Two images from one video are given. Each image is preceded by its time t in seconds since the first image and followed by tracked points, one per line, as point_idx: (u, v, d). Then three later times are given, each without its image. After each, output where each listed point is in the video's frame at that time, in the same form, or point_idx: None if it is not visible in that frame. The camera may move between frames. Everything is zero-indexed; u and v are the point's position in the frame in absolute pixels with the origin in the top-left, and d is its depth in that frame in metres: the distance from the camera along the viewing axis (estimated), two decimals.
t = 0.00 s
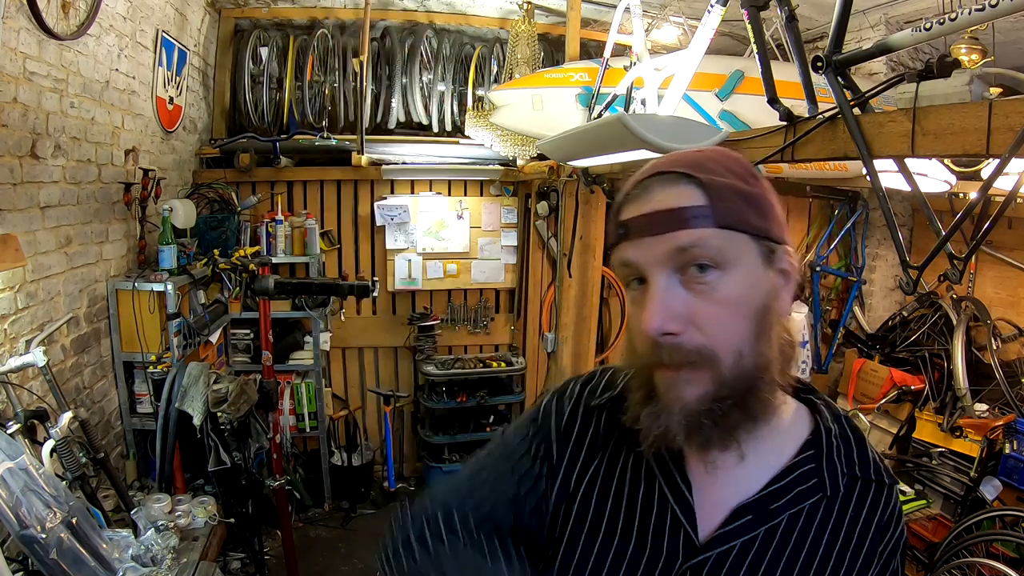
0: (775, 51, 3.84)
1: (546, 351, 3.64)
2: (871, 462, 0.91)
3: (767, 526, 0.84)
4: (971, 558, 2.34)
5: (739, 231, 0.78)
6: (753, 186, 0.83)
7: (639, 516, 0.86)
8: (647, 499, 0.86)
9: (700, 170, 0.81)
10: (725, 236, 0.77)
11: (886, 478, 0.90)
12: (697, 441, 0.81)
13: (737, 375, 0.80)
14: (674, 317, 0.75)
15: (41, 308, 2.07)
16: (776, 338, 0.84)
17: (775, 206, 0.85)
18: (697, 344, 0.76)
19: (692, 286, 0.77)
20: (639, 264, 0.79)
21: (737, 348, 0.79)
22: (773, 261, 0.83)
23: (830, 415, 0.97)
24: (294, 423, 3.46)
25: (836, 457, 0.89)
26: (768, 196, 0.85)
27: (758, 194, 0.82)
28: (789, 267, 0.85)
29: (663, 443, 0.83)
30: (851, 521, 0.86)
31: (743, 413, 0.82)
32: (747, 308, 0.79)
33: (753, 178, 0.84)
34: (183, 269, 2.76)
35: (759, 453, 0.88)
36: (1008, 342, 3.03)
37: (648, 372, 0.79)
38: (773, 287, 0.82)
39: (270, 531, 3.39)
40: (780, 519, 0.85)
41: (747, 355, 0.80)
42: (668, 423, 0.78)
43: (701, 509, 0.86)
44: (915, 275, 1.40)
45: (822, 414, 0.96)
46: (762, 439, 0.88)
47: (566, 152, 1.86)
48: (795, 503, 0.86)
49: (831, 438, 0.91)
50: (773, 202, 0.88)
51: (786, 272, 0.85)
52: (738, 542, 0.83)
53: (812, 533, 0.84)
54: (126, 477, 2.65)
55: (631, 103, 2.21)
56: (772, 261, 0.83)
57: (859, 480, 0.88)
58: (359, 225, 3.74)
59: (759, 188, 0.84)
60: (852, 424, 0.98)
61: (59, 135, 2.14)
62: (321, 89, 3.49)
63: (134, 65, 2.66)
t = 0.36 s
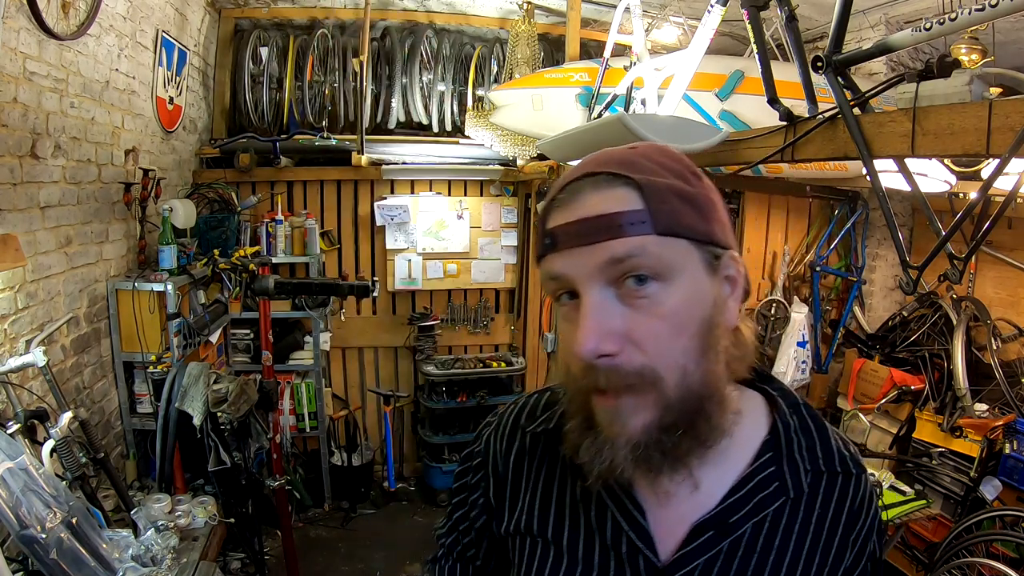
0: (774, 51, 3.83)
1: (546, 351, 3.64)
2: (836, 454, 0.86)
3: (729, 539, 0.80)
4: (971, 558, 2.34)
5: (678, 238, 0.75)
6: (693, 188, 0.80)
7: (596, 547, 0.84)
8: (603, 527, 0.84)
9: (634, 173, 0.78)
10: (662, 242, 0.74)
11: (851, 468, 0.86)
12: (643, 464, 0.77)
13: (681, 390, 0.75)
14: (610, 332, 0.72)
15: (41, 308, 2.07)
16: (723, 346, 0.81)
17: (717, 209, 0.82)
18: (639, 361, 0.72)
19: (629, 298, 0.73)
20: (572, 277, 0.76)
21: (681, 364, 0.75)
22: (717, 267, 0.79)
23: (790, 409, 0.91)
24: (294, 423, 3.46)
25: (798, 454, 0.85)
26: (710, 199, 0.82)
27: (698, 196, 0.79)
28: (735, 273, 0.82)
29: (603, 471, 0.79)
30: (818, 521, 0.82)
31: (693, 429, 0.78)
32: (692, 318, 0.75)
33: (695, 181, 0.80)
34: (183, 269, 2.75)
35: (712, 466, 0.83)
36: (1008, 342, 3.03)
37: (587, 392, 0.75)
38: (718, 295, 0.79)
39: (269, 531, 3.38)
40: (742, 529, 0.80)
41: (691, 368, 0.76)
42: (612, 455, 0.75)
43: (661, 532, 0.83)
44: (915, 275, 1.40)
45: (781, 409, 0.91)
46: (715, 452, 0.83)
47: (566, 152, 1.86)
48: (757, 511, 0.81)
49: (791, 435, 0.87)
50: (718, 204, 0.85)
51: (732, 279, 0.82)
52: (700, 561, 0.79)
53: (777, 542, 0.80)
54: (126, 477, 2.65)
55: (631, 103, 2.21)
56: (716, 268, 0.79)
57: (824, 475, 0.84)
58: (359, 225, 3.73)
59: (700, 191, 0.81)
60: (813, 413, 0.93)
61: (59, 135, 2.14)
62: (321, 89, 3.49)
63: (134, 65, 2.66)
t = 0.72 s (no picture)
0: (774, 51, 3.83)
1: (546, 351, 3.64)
2: (793, 475, 0.72)
3: (650, 532, 0.74)
4: (971, 558, 2.34)
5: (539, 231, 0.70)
6: (581, 182, 0.69)
7: (543, 519, 0.84)
8: (552, 501, 0.84)
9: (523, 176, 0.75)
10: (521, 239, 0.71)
11: (816, 498, 0.71)
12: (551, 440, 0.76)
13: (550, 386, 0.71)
14: (487, 318, 0.73)
15: (41, 308, 2.07)
16: (616, 347, 0.71)
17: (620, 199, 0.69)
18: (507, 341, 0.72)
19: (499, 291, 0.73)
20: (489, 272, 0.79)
21: (535, 351, 0.70)
22: (592, 260, 0.69)
23: (758, 418, 0.77)
24: (294, 423, 3.46)
25: (747, 465, 0.73)
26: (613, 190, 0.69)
27: (580, 192, 0.69)
28: (626, 265, 0.69)
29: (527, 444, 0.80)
30: (753, 545, 0.70)
31: (579, 423, 0.75)
32: (546, 311, 0.69)
33: (587, 172, 0.70)
34: (183, 269, 2.76)
35: (644, 458, 0.77)
36: (1008, 342, 3.03)
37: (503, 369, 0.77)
38: (588, 290, 0.69)
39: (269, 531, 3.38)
40: (664, 527, 0.74)
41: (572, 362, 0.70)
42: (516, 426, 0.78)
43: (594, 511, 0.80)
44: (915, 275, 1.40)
45: (745, 414, 0.78)
46: (644, 447, 0.77)
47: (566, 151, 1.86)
48: (685, 513, 0.73)
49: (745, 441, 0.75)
50: (643, 190, 0.71)
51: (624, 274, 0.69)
52: (620, 544, 0.75)
53: (698, 552, 0.71)
54: (126, 477, 2.65)
55: (631, 103, 2.21)
56: (603, 263, 0.69)
57: (771, 496, 0.72)
58: (359, 225, 3.73)
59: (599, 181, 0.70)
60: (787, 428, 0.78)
61: (59, 135, 2.14)
62: (321, 89, 3.49)
63: (134, 65, 2.66)
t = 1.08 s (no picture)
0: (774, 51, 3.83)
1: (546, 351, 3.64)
2: (684, 457, 0.72)
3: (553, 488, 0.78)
4: (971, 558, 2.34)
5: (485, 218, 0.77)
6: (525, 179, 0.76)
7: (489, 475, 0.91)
8: (499, 461, 0.90)
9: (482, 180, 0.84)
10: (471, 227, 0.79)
11: (702, 482, 0.70)
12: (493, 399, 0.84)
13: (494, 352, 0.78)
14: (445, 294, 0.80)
15: (41, 308, 2.07)
16: (548, 321, 0.76)
17: (561, 194, 0.75)
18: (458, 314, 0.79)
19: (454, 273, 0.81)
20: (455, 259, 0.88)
21: (479, 319, 0.77)
22: (530, 243, 0.75)
23: (671, 402, 0.78)
24: (294, 423, 3.46)
25: (646, 441, 0.75)
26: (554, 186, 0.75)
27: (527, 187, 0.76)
28: (560, 249, 0.74)
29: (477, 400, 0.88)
30: (633, 513, 0.71)
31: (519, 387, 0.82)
32: (489, 284, 0.76)
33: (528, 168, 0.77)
34: (183, 269, 2.76)
35: (568, 425, 0.82)
36: (1008, 342, 3.03)
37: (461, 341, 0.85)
38: (525, 267, 0.75)
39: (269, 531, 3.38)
40: (567, 487, 0.77)
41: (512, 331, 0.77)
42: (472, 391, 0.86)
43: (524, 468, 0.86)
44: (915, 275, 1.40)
45: (658, 396, 0.79)
46: (567, 415, 0.82)
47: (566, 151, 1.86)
48: (584, 476, 0.76)
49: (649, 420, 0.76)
50: (582, 186, 0.76)
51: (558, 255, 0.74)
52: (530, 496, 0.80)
53: (586, 511, 0.74)
54: (126, 477, 2.65)
55: (631, 103, 2.21)
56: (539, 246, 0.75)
57: (659, 473, 0.72)
58: (359, 225, 3.73)
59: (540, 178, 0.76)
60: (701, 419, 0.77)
61: (59, 135, 2.14)
62: (321, 89, 3.49)
63: (134, 65, 2.66)
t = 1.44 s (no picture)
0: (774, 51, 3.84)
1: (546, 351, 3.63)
2: (649, 443, 0.80)
3: (531, 471, 0.87)
4: (970, 558, 2.34)
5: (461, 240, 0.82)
6: (499, 201, 0.81)
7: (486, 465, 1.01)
8: (494, 451, 1.00)
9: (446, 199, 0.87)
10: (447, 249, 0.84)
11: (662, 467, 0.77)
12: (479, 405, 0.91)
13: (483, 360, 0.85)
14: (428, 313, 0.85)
15: (41, 308, 2.07)
16: (529, 329, 0.84)
17: (533, 210, 0.82)
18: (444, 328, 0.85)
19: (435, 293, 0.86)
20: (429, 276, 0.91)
21: (468, 335, 0.83)
22: (507, 261, 0.81)
23: (642, 393, 0.87)
24: (294, 423, 3.46)
25: (615, 429, 0.83)
26: (525, 204, 0.81)
27: (502, 207, 0.81)
28: (535, 263, 0.81)
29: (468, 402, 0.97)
30: (601, 492, 0.80)
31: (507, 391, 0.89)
32: (472, 302, 0.81)
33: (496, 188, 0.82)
34: (183, 269, 2.76)
35: (545, 419, 0.91)
36: (1008, 342, 3.03)
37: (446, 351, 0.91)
38: (505, 285, 0.81)
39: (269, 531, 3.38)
40: (545, 468, 0.86)
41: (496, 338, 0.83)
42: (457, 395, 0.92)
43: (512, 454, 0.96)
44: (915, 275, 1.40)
45: (631, 388, 0.88)
46: (548, 407, 0.90)
47: (566, 152, 1.86)
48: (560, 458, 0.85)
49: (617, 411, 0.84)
50: (550, 203, 0.83)
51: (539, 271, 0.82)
52: (512, 478, 0.89)
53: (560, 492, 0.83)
54: (126, 477, 2.65)
55: (631, 103, 2.21)
56: (518, 261, 0.81)
57: (625, 458, 0.81)
58: (359, 226, 3.73)
59: (510, 198, 0.81)
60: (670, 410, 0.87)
61: (59, 135, 2.14)
62: (321, 89, 3.49)
63: (134, 65, 2.66)
